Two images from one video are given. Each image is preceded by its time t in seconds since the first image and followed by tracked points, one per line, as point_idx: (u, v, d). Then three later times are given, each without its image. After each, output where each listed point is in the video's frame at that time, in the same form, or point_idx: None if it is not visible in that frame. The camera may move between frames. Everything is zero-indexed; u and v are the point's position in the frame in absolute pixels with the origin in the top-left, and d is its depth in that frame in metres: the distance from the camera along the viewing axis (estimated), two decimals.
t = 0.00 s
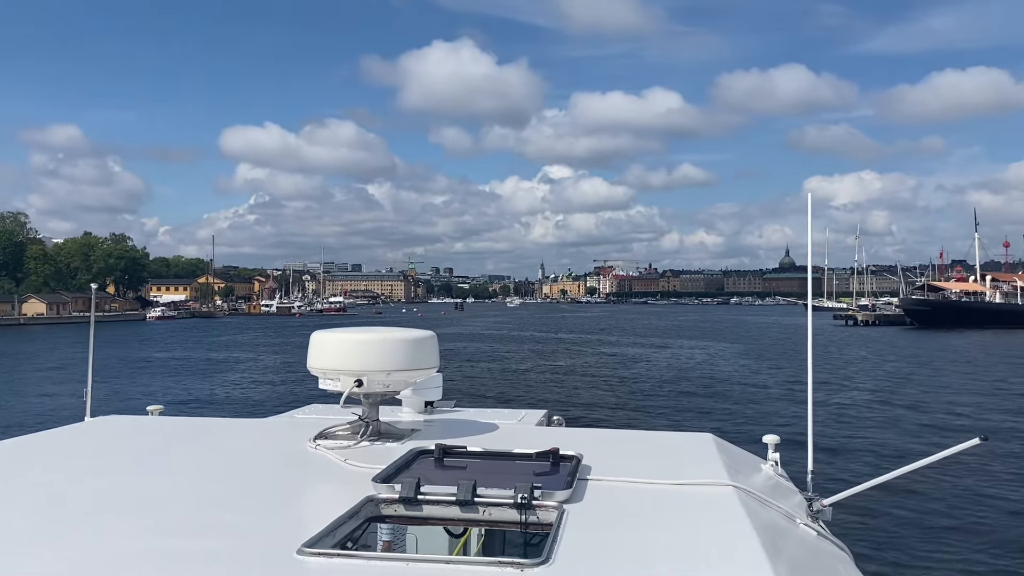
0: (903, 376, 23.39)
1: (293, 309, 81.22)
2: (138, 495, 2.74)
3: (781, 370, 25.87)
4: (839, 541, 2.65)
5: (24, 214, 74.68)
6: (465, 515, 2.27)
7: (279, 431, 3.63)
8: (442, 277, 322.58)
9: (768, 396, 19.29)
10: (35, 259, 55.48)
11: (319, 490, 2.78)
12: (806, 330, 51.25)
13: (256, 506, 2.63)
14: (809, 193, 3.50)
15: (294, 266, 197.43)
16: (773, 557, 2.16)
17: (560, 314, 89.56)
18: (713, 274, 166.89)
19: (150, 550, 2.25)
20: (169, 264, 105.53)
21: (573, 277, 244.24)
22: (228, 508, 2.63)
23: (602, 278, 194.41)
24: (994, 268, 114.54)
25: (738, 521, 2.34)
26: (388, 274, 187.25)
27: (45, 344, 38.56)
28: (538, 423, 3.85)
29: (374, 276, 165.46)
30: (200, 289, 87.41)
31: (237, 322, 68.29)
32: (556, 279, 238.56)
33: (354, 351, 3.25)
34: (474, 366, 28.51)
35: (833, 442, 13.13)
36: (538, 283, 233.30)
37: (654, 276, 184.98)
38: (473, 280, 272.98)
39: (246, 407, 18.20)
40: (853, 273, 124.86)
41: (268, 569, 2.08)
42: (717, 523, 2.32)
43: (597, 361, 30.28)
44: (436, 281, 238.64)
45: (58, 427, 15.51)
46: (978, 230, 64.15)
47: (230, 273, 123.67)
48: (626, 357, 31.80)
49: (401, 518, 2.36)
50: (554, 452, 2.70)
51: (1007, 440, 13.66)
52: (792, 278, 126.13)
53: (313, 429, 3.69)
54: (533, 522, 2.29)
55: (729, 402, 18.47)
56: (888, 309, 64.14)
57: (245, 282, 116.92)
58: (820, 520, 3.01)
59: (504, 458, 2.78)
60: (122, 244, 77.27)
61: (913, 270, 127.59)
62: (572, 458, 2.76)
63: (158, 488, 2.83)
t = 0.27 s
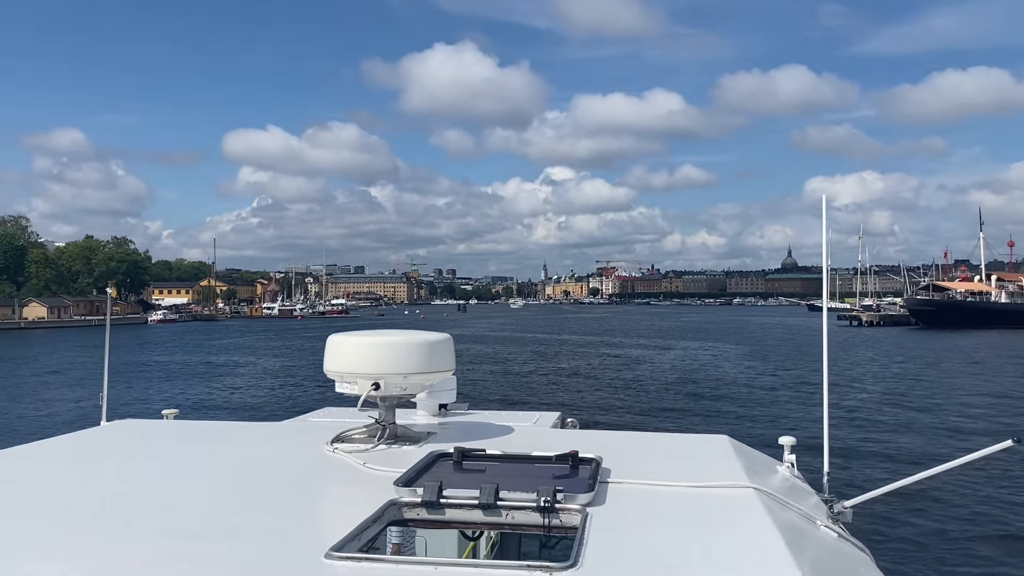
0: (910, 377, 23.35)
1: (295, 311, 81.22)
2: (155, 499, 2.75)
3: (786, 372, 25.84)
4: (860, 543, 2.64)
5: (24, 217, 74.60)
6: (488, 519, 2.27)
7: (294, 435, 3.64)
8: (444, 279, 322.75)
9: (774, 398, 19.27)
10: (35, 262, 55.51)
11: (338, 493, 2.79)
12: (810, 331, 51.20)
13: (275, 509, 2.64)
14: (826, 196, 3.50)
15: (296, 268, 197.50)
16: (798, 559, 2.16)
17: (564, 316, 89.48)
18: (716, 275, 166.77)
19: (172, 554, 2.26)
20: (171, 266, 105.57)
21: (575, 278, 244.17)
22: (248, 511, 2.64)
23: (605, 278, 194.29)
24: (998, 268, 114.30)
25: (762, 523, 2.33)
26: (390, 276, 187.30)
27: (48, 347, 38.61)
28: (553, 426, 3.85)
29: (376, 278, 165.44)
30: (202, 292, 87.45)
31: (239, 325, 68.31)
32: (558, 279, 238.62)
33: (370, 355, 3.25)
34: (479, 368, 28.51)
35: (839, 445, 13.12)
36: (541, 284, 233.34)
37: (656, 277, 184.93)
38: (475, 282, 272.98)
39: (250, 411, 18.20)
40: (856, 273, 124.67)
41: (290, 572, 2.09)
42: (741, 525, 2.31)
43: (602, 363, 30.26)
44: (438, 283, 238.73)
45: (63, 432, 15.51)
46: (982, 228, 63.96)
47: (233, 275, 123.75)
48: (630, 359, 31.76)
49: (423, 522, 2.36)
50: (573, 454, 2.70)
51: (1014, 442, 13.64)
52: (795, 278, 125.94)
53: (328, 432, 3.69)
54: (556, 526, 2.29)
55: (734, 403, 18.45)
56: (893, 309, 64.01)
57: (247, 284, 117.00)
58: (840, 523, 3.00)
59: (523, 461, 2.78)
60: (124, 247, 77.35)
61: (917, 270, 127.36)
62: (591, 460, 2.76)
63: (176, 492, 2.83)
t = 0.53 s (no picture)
0: (914, 377, 23.32)
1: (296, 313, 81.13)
2: (166, 501, 2.74)
3: (789, 372, 25.81)
4: (877, 544, 2.62)
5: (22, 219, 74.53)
6: (505, 520, 2.26)
7: (303, 436, 3.62)
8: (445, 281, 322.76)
9: (777, 399, 19.24)
10: (33, 264, 55.44)
11: (351, 495, 2.77)
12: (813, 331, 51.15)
13: (288, 512, 2.62)
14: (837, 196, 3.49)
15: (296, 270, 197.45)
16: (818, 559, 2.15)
17: (565, 317, 89.39)
18: (717, 276, 166.66)
19: (188, 557, 2.25)
20: (171, 269, 105.50)
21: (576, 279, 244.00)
22: (262, 513, 2.62)
23: (606, 279, 194.15)
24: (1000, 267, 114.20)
25: (781, 524, 2.32)
26: (390, 278, 187.27)
27: (48, 350, 38.59)
28: (564, 426, 3.84)
29: (376, 280, 165.41)
30: (201, 295, 87.41)
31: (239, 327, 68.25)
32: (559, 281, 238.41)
33: (382, 355, 3.24)
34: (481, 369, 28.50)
35: (844, 446, 13.10)
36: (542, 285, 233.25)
37: (657, 277, 184.82)
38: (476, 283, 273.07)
39: (250, 414, 18.16)
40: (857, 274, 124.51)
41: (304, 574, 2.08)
42: (759, 524, 2.30)
43: (604, 364, 30.24)
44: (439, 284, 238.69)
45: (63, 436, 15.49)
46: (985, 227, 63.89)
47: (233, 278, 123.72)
48: (632, 360, 31.73)
49: (440, 522, 2.35)
50: (588, 455, 2.69)
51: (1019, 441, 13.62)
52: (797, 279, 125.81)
53: (339, 433, 3.68)
54: (574, 526, 2.28)
55: (738, 405, 18.41)
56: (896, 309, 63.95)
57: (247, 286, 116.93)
58: (856, 522, 2.98)
59: (538, 461, 2.77)
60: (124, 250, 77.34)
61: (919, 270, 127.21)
62: (607, 460, 2.74)
63: (188, 495, 2.82)
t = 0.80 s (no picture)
0: (915, 377, 23.30)
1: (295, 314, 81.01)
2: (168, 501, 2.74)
3: (789, 372, 25.80)
4: (877, 542, 2.62)
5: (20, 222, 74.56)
6: (504, 519, 2.26)
7: (304, 436, 3.62)
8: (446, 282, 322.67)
9: (777, 400, 19.24)
10: (30, 266, 55.40)
11: (352, 495, 2.77)
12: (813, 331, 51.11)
13: (289, 511, 2.62)
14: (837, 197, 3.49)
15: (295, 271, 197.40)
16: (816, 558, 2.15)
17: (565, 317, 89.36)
18: (718, 278, 166.58)
19: (190, 557, 2.25)
20: (170, 270, 105.47)
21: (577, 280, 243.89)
22: (263, 513, 2.62)
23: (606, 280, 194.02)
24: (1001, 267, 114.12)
25: (780, 522, 2.32)
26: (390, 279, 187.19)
27: (46, 352, 38.56)
28: (563, 427, 3.84)
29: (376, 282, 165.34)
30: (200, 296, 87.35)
31: (238, 329, 68.21)
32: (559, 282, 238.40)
33: (381, 355, 3.24)
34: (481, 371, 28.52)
35: (844, 446, 13.11)
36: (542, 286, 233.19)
37: (657, 278, 184.77)
38: (476, 284, 273.09)
39: (248, 416, 18.15)
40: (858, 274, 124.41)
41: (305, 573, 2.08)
42: (759, 523, 2.30)
43: (604, 365, 30.26)
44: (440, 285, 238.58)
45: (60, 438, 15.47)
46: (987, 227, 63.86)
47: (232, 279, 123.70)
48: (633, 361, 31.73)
49: (439, 522, 2.35)
50: (589, 455, 2.69)
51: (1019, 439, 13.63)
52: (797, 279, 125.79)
53: (339, 434, 3.68)
54: (573, 525, 2.28)
55: (737, 405, 18.41)
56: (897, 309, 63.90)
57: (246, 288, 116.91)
58: (856, 522, 2.98)
59: (537, 461, 2.77)
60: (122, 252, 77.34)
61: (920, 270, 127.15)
62: (606, 460, 2.75)
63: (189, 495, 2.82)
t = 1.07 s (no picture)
0: (914, 378, 23.31)
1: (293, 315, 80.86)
2: (157, 502, 2.74)
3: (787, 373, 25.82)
4: (863, 541, 2.64)
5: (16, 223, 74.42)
6: (491, 519, 2.27)
7: (295, 437, 3.63)
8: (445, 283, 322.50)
9: (774, 400, 19.26)
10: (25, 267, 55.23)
11: (341, 495, 2.77)
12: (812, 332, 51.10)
13: (278, 512, 2.62)
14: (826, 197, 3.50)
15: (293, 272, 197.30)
16: (800, 555, 2.16)
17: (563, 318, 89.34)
18: (716, 279, 166.54)
19: (177, 557, 2.25)
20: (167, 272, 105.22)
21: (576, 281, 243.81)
22: (253, 513, 2.62)
23: (605, 280, 193.95)
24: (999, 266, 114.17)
25: (764, 521, 2.33)
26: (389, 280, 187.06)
27: (42, 354, 38.49)
28: (555, 426, 3.85)
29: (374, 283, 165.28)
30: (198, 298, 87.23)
31: (236, 330, 68.10)
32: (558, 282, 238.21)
33: (371, 356, 3.25)
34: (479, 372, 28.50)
35: (840, 446, 13.13)
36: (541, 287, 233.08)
37: (656, 278, 184.70)
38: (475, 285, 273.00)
39: (243, 417, 18.12)
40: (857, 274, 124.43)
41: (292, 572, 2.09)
42: (743, 521, 2.31)
43: (602, 365, 30.27)
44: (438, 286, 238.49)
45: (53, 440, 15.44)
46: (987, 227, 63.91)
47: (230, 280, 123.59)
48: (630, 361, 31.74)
49: (426, 522, 2.36)
50: (576, 454, 2.70)
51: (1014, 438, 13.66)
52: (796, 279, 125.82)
53: (330, 434, 3.69)
54: (559, 524, 2.28)
55: (734, 405, 18.42)
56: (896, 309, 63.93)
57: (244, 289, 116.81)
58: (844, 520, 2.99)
59: (524, 461, 2.77)
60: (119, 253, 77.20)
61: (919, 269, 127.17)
62: (593, 460, 2.76)
63: (180, 495, 2.82)
